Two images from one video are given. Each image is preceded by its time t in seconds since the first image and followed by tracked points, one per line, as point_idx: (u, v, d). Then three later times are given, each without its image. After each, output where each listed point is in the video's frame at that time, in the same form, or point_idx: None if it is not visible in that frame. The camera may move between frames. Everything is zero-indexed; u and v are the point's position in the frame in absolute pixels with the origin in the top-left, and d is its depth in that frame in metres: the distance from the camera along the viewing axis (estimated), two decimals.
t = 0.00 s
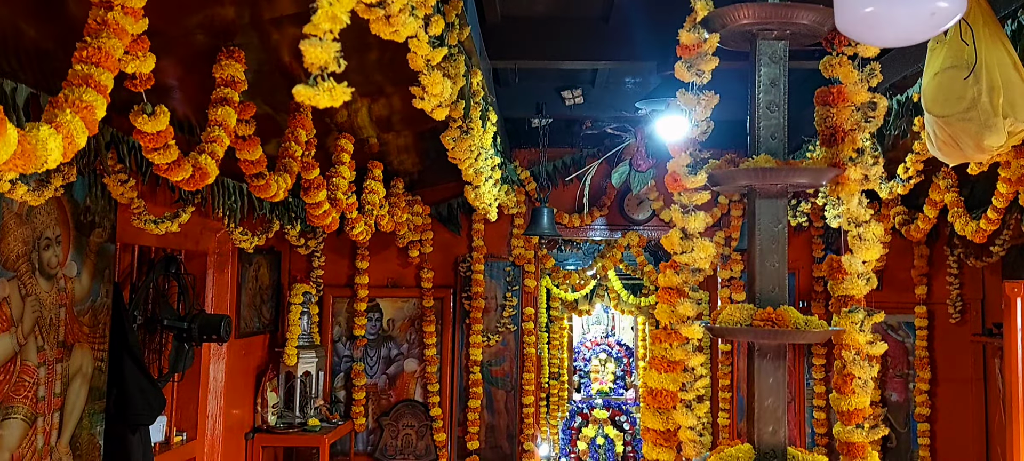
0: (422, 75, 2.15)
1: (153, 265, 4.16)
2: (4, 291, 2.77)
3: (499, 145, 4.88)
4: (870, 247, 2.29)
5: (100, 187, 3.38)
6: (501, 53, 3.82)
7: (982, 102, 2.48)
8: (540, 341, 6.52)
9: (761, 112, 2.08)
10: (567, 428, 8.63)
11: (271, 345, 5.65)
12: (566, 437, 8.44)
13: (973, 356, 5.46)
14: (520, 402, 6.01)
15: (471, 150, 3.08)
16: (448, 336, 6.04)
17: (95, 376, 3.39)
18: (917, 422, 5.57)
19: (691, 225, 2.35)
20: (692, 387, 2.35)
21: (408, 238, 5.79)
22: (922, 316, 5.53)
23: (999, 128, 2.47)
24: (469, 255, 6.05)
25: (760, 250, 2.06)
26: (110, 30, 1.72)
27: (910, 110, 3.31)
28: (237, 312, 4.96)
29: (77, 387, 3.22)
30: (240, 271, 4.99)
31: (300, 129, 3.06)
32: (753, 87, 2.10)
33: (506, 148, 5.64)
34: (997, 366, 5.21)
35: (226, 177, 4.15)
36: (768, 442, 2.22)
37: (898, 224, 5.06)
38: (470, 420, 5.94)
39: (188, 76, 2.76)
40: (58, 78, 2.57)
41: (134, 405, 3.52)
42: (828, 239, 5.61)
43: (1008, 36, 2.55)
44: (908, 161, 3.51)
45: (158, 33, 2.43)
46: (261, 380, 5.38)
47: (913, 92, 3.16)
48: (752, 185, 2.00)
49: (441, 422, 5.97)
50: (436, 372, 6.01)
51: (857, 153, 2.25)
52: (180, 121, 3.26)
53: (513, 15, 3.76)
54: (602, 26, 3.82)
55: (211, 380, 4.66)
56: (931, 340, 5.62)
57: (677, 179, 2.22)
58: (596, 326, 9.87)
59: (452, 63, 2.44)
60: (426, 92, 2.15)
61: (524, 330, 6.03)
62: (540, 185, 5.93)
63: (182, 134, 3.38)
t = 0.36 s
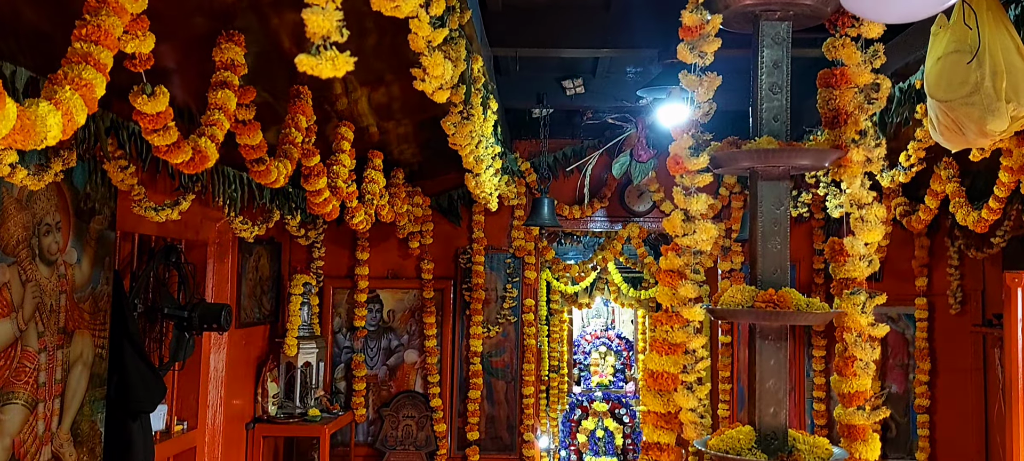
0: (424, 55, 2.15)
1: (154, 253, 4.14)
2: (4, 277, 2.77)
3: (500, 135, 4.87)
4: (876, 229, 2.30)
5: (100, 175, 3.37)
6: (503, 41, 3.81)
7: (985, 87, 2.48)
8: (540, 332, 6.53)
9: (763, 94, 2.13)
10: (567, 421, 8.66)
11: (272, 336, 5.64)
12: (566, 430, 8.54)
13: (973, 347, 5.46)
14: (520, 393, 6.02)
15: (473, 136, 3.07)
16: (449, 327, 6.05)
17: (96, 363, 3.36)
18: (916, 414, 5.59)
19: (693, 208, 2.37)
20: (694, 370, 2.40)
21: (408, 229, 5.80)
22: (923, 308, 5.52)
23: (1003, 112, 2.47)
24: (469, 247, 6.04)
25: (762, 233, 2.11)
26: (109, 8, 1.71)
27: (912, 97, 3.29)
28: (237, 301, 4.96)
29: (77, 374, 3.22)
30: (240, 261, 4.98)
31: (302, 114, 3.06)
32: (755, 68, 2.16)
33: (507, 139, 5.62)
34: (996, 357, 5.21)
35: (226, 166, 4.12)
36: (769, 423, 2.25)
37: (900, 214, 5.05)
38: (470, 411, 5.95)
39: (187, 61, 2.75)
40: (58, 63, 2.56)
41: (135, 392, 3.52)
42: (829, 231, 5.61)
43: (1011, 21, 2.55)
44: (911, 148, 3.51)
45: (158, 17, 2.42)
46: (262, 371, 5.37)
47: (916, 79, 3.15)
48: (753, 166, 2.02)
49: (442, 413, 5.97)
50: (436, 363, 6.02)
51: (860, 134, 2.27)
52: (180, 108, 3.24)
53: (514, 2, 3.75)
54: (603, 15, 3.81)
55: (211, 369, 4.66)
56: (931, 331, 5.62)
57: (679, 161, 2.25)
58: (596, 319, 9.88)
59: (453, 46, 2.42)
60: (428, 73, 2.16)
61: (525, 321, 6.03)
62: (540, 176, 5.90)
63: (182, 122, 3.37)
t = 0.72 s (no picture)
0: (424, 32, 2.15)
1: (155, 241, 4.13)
2: (7, 261, 2.77)
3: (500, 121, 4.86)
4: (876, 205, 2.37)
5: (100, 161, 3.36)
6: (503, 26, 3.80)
7: (989, 65, 2.47)
8: (541, 320, 6.52)
9: (765, 72, 2.20)
10: (569, 410, 8.66)
11: (274, 324, 5.63)
12: (567, 418, 8.50)
13: (975, 333, 5.46)
14: (522, 380, 6.02)
15: (474, 119, 3.05)
16: (450, 315, 6.05)
17: (100, 349, 3.37)
18: (918, 400, 5.58)
19: (695, 185, 2.36)
20: (696, 348, 2.44)
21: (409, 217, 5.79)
22: (925, 294, 5.50)
23: (1007, 90, 2.46)
24: (471, 235, 6.03)
25: (763, 209, 2.13)
26: None
27: (915, 79, 3.28)
28: (238, 289, 4.95)
29: (81, 359, 3.22)
30: (241, 249, 4.98)
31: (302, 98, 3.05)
32: (757, 46, 2.22)
33: (507, 126, 5.60)
34: (998, 342, 5.22)
35: (226, 153, 4.11)
36: (771, 400, 2.26)
37: (902, 200, 5.03)
38: (472, 398, 5.96)
39: (186, 45, 2.73)
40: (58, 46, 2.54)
41: (138, 378, 3.53)
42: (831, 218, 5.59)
43: None
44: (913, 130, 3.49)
45: None
46: (263, 359, 5.36)
47: (920, 60, 3.14)
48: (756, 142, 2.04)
49: (444, 400, 5.98)
50: (438, 351, 6.03)
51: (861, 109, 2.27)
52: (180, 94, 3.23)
53: None
54: None
55: (214, 357, 4.66)
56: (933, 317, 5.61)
57: (682, 138, 2.26)
58: (597, 308, 9.88)
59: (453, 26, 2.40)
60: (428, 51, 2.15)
61: (526, 309, 6.03)
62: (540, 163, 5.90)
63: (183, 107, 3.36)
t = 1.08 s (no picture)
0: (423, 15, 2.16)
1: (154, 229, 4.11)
2: (8, 247, 2.77)
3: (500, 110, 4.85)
4: (877, 189, 2.38)
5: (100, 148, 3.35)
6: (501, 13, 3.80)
7: (990, 49, 2.46)
8: (541, 311, 6.52)
9: (767, 55, 2.21)
10: (569, 401, 8.66)
11: (274, 313, 5.63)
12: (567, 410, 8.50)
13: (975, 323, 5.47)
14: (522, 370, 6.03)
15: (473, 105, 3.03)
16: (451, 305, 6.05)
17: (100, 336, 3.37)
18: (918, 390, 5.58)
19: (696, 168, 2.38)
20: (696, 331, 2.43)
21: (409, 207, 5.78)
22: (925, 284, 5.49)
23: (1007, 74, 2.46)
24: (471, 225, 6.03)
25: (763, 192, 2.15)
26: None
27: (917, 67, 3.27)
28: (239, 278, 4.95)
29: (82, 345, 3.22)
30: (242, 238, 4.98)
31: (302, 85, 3.04)
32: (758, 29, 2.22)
33: (508, 115, 5.59)
34: (998, 332, 5.23)
35: (226, 141, 4.11)
36: (770, 383, 2.26)
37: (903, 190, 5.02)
38: (472, 388, 5.97)
39: (186, 31, 2.72)
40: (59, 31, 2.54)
41: (140, 365, 3.54)
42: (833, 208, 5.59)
43: None
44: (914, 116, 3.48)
45: None
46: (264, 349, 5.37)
47: (921, 47, 3.12)
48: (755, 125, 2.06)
49: (444, 390, 5.99)
50: (439, 341, 6.04)
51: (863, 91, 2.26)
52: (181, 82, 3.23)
53: None
54: None
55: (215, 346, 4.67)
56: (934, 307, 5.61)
57: (682, 122, 2.27)
58: (597, 300, 9.89)
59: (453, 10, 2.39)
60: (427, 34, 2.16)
61: (527, 299, 6.03)
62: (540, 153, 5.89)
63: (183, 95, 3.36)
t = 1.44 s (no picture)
0: None
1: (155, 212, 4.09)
2: (8, 226, 2.76)
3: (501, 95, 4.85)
4: (878, 166, 2.38)
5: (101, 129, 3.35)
6: None
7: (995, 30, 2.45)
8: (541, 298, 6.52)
9: (770, 33, 2.20)
10: (569, 390, 8.66)
11: (275, 299, 5.63)
12: (567, 398, 8.49)
13: (975, 311, 5.47)
14: (522, 357, 6.04)
15: (474, 86, 3.01)
16: (451, 292, 6.05)
17: (100, 317, 3.37)
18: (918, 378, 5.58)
19: (698, 144, 2.36)
20: (696, 307, 2.47)
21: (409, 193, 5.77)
22: (926, 272, 5.49)
23: (1012, 55, 2.45)
24: (472, 212, 6.02)
25: (764, 170, 2.15)
26: None
27: (920, 50, 3.24)
28: (239, 263, 4.95)
29: (82, 325, 3.23)
30: (242, 223, 4.98)
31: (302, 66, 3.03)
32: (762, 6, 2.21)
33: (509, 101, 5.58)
34: (998, 320, 5.23)
35: (227, 124, 4.10)
36: (770, 360, 2.27)
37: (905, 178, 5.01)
38: (472, 375, 5.98)
39: (186, 9, 2.71)
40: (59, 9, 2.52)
41: (140, 347, 3.55)
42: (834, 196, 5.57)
43: None
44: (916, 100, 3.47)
45: None
46: (265, 335, 5.37)
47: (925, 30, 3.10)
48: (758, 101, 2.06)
49: (444, 377, 6.00)
50: (439, 328, 6.05)
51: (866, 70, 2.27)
52: (181, 63, 3.23)
53: None
54: None
55: (216, 331, 4.67)
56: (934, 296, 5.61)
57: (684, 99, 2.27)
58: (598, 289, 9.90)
59: None
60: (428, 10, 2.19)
61: (527, 287, 6.03)
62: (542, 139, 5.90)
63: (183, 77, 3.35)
